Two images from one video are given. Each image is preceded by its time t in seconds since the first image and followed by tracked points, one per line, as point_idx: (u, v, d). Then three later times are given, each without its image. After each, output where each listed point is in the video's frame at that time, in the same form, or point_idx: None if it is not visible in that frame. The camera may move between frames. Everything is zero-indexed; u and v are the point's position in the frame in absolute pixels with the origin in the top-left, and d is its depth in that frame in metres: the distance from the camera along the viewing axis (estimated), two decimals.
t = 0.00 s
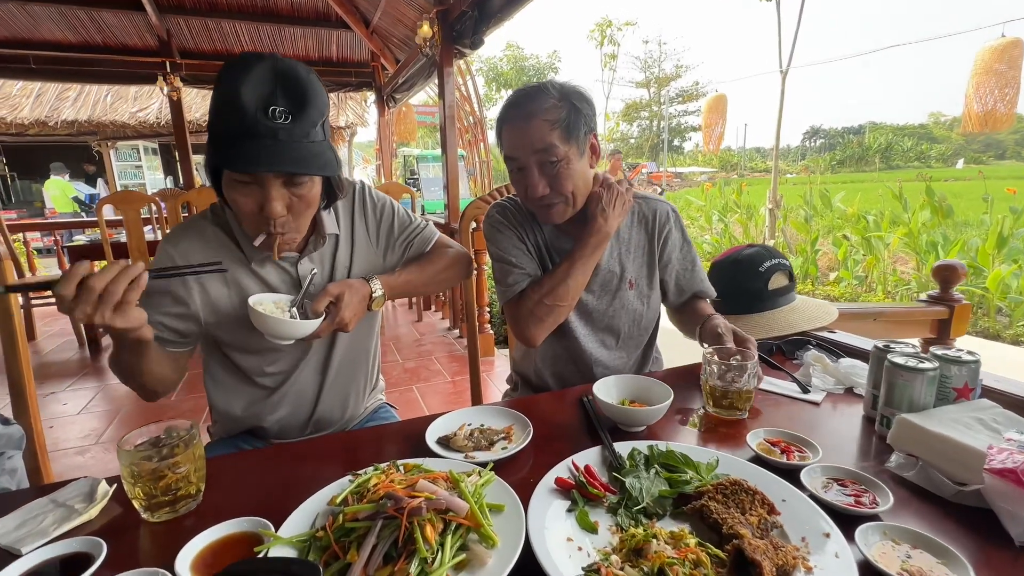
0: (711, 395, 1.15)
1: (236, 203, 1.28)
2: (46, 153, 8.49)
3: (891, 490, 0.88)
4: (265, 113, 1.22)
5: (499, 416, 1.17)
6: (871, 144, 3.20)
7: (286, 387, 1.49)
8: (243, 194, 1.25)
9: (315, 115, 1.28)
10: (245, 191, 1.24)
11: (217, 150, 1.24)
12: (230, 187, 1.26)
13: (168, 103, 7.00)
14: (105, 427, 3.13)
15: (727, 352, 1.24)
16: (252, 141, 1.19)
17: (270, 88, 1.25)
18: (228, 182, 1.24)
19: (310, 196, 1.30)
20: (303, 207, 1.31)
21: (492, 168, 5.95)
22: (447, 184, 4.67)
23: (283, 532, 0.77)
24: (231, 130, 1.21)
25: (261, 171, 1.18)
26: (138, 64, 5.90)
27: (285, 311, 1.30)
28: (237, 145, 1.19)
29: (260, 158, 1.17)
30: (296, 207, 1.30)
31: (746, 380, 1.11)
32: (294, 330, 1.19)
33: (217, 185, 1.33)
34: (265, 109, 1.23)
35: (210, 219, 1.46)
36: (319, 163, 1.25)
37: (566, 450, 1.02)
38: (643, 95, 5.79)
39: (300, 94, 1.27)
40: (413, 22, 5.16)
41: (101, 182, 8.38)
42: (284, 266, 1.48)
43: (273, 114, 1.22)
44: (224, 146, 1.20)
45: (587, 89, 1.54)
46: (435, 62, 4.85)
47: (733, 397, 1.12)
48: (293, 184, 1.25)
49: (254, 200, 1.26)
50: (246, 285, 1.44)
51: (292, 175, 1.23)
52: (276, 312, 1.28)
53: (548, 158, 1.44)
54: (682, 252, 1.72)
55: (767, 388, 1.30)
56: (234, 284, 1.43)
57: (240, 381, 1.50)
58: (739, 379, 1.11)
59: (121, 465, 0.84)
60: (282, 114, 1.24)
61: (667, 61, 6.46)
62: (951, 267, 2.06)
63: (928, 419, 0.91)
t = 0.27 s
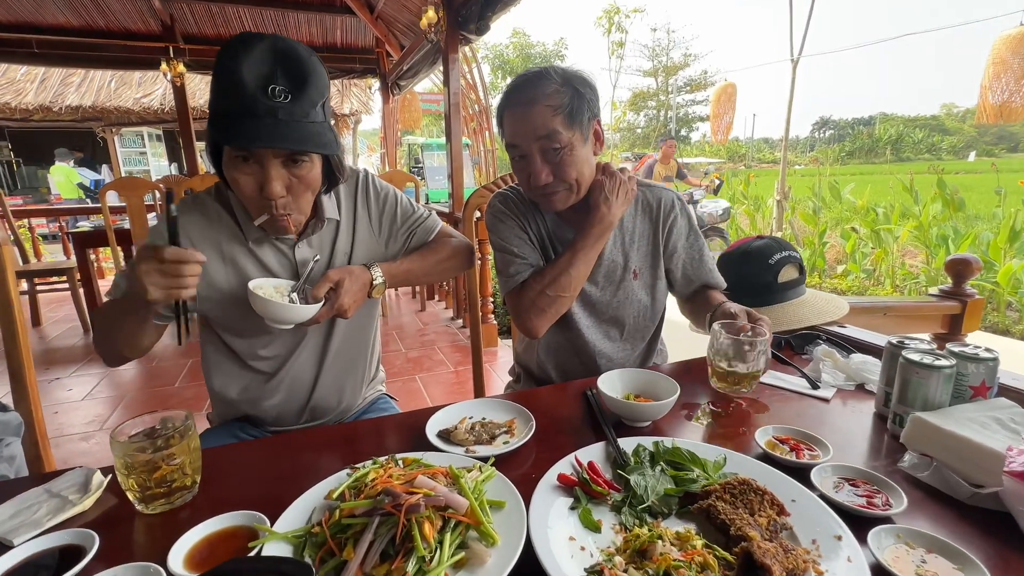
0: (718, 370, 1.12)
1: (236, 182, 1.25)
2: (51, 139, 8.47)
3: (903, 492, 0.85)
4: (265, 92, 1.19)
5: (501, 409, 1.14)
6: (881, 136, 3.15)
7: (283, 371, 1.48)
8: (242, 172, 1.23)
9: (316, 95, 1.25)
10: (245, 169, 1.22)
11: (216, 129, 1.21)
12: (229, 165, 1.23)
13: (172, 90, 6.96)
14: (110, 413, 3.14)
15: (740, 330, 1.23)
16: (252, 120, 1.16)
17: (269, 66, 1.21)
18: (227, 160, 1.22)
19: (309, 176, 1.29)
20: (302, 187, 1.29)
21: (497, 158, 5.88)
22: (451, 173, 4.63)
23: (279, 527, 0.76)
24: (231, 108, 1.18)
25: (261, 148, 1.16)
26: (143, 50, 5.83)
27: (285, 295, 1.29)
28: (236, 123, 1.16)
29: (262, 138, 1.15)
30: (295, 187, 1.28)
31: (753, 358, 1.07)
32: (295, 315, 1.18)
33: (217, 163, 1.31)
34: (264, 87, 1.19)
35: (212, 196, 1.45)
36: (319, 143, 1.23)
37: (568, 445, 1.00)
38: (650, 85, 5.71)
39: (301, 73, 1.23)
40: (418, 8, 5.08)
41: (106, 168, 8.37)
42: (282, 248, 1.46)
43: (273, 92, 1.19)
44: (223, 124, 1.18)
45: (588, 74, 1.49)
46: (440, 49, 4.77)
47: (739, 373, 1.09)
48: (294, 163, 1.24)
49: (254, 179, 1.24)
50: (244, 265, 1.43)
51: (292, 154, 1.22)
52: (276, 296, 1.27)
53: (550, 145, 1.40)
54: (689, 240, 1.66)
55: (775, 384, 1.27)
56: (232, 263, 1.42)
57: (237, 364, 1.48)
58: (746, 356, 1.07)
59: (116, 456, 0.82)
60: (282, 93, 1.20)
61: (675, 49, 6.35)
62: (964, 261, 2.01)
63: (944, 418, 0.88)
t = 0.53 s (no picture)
0: (758, 329, 1.03)
1: (238, 162, 1.24)
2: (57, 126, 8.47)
3: (907, 488, 0.84)
4: (268, 72, 1.18)
5: (504, 401, 1.14)
6: (892, 128, 3.22)
7: (284, 357, 1.48)
8: (245, 152, 1.22)
9: (318, 77, 1.24)
10: (247, 147, 1.21)
11: (218, 108, 1.20)
12: (232, 144, 1.22)
13: (177, 78, 6.93)
14: (116, 400, 3.16)
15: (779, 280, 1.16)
16: (254, 99, 1.15)
17: (272, 47, 1.20)
18: (230, 139, 1.22)
19: (312, 157, 1.28)
20: (305, 168, 1.28)
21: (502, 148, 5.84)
22: (456, 163, 4.60)
23: (280, 516, 0.76)
24: (232, 87, 1.17)
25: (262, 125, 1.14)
26: (149, 37, 5.76)
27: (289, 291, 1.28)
28: (238, 101, 1.15)
29: (267, 117, 1.14)
30: (298, 168, 1.27)
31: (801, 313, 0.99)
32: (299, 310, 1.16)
33: (219, 143, 1.31)
34: (267, 67, 1.18)
35: (217, 179, 1.45)
36: (321, 121, 1.22)
37: (570, 437, 1.00)
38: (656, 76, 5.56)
39: (303, 55, 1.23)
40: None
41: (112, 156, 8.37)
42: (283, 234, 1.45)
43: (276, 73, 1.18)
44: (225, 102, 1.17)
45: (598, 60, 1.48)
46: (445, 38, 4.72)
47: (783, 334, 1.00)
48: (295, 144, 1.23)
49: (256, 159, 1.23)
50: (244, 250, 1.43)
51: (294, 134, 1.21)
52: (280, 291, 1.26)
53: (560, 129, 1.38)
54: (696, 226, 1.61)
55: (779, 378, 1.26)
56: (233, 247, 1.43)
57: (238, 349, 1.48)
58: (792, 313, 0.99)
59: (118, 444, 0.83)
60: (285, 74, 1.19)
61: (683, 39, 6.26)
62: (973, 255, 1.98)
63: (951, 415, 0.87)
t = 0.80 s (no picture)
0: (817, 338, 0.91)
1: (251, 146, 1.25)
2: (66, 115, 8.48)
3: (911, 476, 0.85)
4: (280, 58, 1.18)
5: (512, 387, 1.16)
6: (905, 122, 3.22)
7: (295, 341, 1.49)
8: (258, 136, 1.23)
9: (329, 63, 1.25)
10: (260, 132, 1.22)
11: (232, 94, 1.21)
12: (245, 129, 1.23)
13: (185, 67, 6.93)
14: (127, 386, 3.20)
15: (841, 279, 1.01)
16: (267, 85, 1.16)
17: (283, 33, 1.21)
18: (243, 124, 1.23)
19: (324, 142, 1.29)
20: (316, 153, 1.29)
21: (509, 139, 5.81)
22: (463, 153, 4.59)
23: (294, 495, 0.78)
24: (246, 73, 1.18)
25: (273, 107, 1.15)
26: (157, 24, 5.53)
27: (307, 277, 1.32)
28: (249, 87, 1.16)
29: (279, 101, 1.15)
30: (310, 154, 1.28)
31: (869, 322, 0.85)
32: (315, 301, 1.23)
33: (235, 129, 1.32)
34: (279, 53, 1.19)
35: (230, 166, 1.47)
36: (332, 105, 1.23)
37: (577, 423, 1.01)
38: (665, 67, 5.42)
39: (314, 41, 1.24)
40: None
41: (121, 145, 8.39)
42: (293, 221, 1.46)
43: (288, 58, 1.19)
44: (237, 87, 1.18)
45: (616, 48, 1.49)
46: (453, 27, 4.69)
47: (854, 344, 0.87)
48: (308, 129, 1.24)
49: (269, 144, 1.24)
50: (254, 234, 1.44)
51: (306, 119, 1.23)
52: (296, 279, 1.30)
53: (573, 111, 1.38)
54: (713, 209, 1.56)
55: (785, 367, 1.27)
56: (244, 232, 1.44)
57: (249, 333, 1.49)
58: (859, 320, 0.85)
59: (136, 424, 0.84)
60: (297, 59, 1.20)
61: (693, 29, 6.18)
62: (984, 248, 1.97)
63: (958, 404, 0.88)
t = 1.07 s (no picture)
0: (856, 365, 0.81)
1: (264, 138, 1.26)
2: (78, 105, 8.54)
3: (918, 470, 0.85)
4: (294, 50, 1.19)
5: (520, 378, 1.17)
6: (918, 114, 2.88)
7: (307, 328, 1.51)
8: (271, 128, 1.24)
9: (341, 54, 1.26)
10: (274, 124, 1.23)
11: (245, 85, 1.22)
12: (259, 122, 1.24)
13: (194, 58, 6.92)
14: (139, 374, 3.25)
15: (888, 298, 0.87)
16: (280, 77, 1.17)
17: (296, 24, 1.22)
18: (256, 116, 1.24)
19: (336, 133, 1.30)
20: (329, 144, 1.30)
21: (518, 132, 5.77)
22: (471, 145, 4.57)
23: (308, 481, 0.79)
24: (259, 64, 1.19)
25: (287, 97, 1.16)
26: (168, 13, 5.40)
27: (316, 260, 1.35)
28: (262, 79, 1.17)
29: (293, 92, 1.16)
30: (323, 145, 1.30)
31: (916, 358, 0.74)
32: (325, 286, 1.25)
33: (246, 120, 1.33)
34: (293, 45, 1.20)
35: (242, 156, 1.48)
36: (345, 96, 1.24)
37: (586, 414, 1.02)
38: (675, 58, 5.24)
39: (326, 32, 1.24)
40: None
41: (130, 136, 8.42)
42: (304, 211, 1.48)
43: (301, 50, 1.19)
44: (251, 78, 1.19)
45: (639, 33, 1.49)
46: (462, 18, 4.65)
47: (895, 377, 0.76)
48: (321, 121, 1.25)
49: (283, 136, 1.25)
50: (265, 224, 1.46)
51: (320, 110, 1.24)
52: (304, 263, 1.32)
53: (597, 93, 1.38)
54: (726, 201, 1.53)
55: (793, 361, 1.27)
56: (255, 222, 1.45)
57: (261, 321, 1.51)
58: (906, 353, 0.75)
59: (153, 410, 0.86)
60: (310, 51, 1.21)
61: (705, 20, 6.09)
62: (997, 244, 1.95)
63: (968, 399, 0.88)
